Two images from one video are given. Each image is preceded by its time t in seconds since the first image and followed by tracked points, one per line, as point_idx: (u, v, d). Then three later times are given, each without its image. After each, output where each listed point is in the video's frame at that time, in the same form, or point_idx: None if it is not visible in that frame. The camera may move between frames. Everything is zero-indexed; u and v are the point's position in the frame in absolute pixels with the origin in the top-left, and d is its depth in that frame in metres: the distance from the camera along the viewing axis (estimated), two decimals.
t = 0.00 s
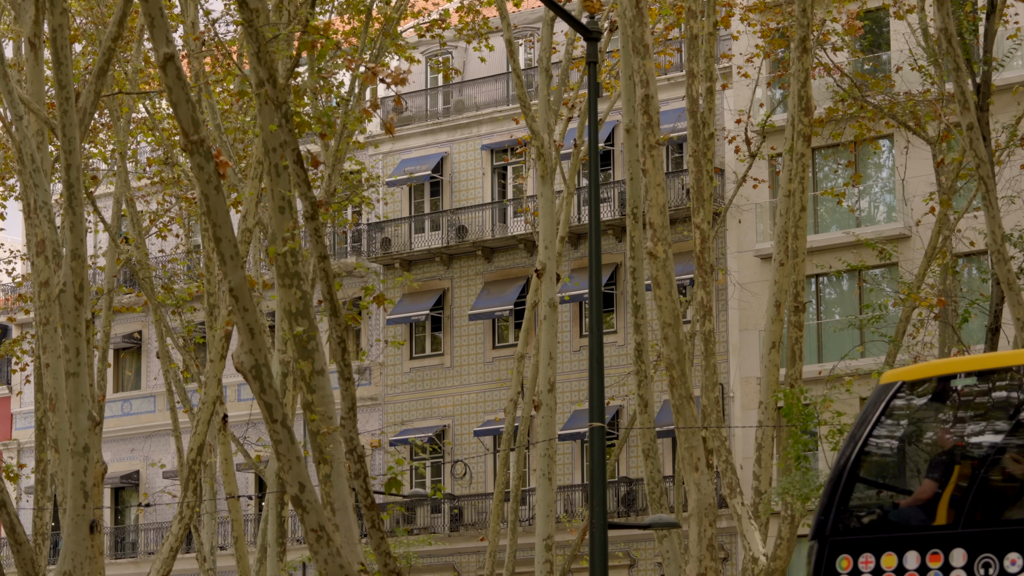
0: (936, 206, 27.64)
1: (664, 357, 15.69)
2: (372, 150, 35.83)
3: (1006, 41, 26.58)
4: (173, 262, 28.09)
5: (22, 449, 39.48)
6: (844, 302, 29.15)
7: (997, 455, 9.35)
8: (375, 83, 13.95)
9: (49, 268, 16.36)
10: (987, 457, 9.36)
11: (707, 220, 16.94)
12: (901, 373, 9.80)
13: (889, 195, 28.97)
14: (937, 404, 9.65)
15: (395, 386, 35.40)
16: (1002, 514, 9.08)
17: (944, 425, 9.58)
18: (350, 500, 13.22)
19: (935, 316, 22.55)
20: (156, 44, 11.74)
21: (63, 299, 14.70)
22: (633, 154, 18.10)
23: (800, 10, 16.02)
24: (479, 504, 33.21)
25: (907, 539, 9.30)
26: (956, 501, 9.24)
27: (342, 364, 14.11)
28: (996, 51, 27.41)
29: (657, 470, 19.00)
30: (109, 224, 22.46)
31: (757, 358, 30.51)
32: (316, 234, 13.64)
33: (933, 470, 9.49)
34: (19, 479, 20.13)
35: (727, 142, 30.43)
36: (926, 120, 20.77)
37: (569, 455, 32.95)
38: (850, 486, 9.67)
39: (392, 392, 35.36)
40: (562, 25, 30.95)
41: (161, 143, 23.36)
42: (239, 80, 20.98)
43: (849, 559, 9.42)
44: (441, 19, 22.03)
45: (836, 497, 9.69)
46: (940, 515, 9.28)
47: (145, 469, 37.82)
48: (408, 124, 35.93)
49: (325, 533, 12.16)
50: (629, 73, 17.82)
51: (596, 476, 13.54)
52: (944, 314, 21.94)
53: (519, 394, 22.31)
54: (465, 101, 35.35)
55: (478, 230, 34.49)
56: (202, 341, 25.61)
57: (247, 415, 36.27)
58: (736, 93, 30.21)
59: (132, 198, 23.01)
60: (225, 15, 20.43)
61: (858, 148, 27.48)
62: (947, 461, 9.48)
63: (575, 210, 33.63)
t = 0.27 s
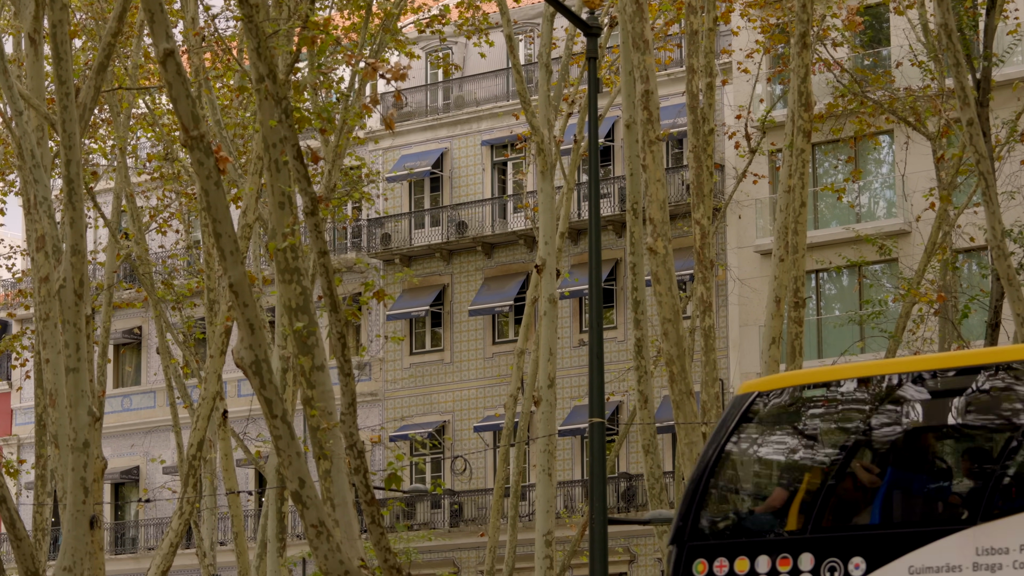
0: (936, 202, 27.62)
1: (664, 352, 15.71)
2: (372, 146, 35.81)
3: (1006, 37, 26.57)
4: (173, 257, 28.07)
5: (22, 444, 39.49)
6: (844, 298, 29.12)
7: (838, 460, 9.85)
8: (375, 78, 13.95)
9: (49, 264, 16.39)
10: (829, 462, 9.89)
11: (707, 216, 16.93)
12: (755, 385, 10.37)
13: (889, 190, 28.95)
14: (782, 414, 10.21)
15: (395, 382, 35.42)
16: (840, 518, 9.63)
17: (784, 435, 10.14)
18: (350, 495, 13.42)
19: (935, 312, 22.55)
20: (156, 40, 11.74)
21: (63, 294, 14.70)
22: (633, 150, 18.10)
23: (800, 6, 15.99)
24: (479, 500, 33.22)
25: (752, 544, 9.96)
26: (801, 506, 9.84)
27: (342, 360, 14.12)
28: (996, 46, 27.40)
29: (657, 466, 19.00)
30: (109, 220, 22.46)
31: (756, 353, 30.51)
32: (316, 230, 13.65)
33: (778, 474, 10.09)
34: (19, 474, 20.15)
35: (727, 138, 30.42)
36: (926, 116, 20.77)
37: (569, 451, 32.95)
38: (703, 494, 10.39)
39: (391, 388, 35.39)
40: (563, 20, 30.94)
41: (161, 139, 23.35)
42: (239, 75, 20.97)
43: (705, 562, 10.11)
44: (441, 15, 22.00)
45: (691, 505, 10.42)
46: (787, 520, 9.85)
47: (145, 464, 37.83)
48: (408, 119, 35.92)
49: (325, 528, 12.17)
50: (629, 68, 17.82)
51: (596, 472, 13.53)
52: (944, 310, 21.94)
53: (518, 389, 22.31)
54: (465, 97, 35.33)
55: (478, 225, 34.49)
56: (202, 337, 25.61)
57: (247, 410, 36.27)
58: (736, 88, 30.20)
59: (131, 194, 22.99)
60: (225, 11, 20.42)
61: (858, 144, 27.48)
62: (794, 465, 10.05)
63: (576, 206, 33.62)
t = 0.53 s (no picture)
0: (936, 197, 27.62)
1: (664, 348, 15.73)
2: (372, 141, 35.79)
3: (1006, 32, 26.55)
4: (173, 253, 28.08)
5: (22, 440, 39.51)
6: (844, 293, 29.15)
7: (698, 463, 9.63)
8: (375, 74, 13.94)
9: (49, 260, 16.42)
10: (691, 465, 9.66)
11: (707, 211, 16.93)
12: (627, 392, 10.28)
13: (890, 186, 28.95)
14: (652, 420, 10.03)
15: (395, 377, 35.48)
16: (696, 522, 9.39)
17: (650, 440, 9.97)
18: (351, 491, 13.39)
19: (935, 308, 22.55)
20: (156, 35, 11.70)
21: (63, 290, 14.70)
22: (633, 145, 18.09)
23: (800, 1, 15.96)
24: (479, 495, 33.24)
25: (613, 548, 9.71)
26: (659, 509, 9.62)
27: (342, 355, 14.12)
28: (996, 42, 27.39)
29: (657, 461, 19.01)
30: (109, 215, 22.47)
31: (757, 349, 30.51)
32: (316, 226, 13.67)
33: (642, 476, 9.87)
34: (19, 470, 20.17)
35: (727, 133, 30.42)
36: (926, 111, 20.75)
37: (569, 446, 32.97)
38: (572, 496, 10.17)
39: (392, 383, 35.43)
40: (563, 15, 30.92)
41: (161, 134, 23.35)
42: (239, 71, 20.97)
43: (573, 562, 9.84)
44: (441, 10, 21.98)
45: (558, 505, 10.21)
46: (649, 522, 9.61)
47: (145, 460, 37.83)
48: (408, 115, 35.90)
49: (325, 524, 12.17)
50: (629, 64, 17.82)
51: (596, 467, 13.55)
52: (944, 305, 21.94)
53: (518, 385, 22.32)
54: (465, 92, 35.31)
55: (478, 221, 34.48)
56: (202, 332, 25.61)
57: (247, 406, 36.27)
58: (736, 84, 30.20)
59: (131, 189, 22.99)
60: (225, 6, 20.41)
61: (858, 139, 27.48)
62: (658, 468, 9.83)
63: (575, 201, 33.62)
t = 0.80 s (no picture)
0: (936, 193, 27.61)
1: (664, 343, 15.77)
2: (372, 137, 35.78)
3: (1007, 27, 26.54)
4: (173, 248, 28.07)
5: (22, 435, 39.53)
6: (844, 288, 29.15)
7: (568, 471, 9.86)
8: (375, 69, 13.95)
9: (49, 255, 16.46)
10: (562, 470, 9.92)
11: (707, 207, 16.93)
12: (505, 398, 10.45)
13: (890, 181, 28.94)
14: (522, 430, 10.28)
15: (395, 372, 35.50)
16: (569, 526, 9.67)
17: (524, 450, 10.22)
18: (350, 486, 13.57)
19: (935, 303, 22.58)
20: (156, 30, 11.71)
21: (63, 285, 14.71)
22: (633, 140, 18.08)
23: None
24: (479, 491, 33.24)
25: (491, 551, 10.04)
26: (534, 516, 9.91)
27: (342, 350, 14.15)
28: (996, 37, 27.38)
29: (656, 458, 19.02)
30: (109, 211, 22.47)
31: (756, 344, 30.49)
32: (316, 221, 13.71)
33: (521, 483, 10.14)
34: (19, 465, 20.20)
35: (727, 129, 30.42)
36: (926, 106, 20.75)
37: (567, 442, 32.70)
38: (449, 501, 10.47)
39: (392, 378, 35.46)
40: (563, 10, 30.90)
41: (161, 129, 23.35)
42: (239, 66, 20.96)
43: (450, 565, 10.21)
44: (441, 6, 21.95)
45: (438, 511, 10.50)
46: (524, 526, 9.92)
47: (145, 455, 37.85)
48: (408, 110, 35.89)
49: (325, 519, 12.20)
50: (629, 59, 17.83)
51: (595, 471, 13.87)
52: (944, 301, 21.95)
53: (518, 380, 22.34)
54: (465, 88, 35.30)
55: (478, 216, 34.48)
56: (202, 328, 25.62)
57: (247, 401, 36.27)
58: (736, 79, 30.20)
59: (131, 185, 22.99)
60: (225, 1, 20.39)
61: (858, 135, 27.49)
62: (534, 476, 10.08)
63: (575, 197, 33.61)
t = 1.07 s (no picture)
0: (936, 188, 27.61)
1: (664, 338, 15.78)
2: (372, 132, 35.79)
3: (1006, 23, 26.54)
4: (174, 244, 28.07)
5: (22, 431, 39.54)
6: (844, 284, 29.15)
7: (452, 475, 10.34)
8: (375, 64, 13.97)
9: (49, 250, 16.52)
10: (448, 473, 10.40)
11: (707, 202, 16.93)
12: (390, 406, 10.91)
13: (890, 176, 28.94)
14: (408, 436, 10.73)
15: (395, 368, 35.53)
16: (456, 529, 10.08)
17: (406, 455, 10.69)
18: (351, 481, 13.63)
19: (935, 298, 22.59)
20: (156, 25, 11.73)
21: (63, 280, 14.71)
22: (633, 135, 18.09)
23: None
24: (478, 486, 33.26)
25: (378, 553, 10.49)
26: (423, 518, 10.36)
27: (342, 345, 14.18)
28: (996, 33, 27.37)
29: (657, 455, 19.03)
30: (109, 206, 22.47)
31: (756, 339, 30.51)
32: (316, 217, 13.76)
33: (412, 486, 10.58)
34: (19, 460, 20.24)
35: (727, 124, 30.42)
36: (926, 102, 20.75)
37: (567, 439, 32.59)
38: (340, 502, 10.93)
39: (392, 373, 35.48)
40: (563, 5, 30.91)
41: (161, 125, 23.35)
42: (239, 62, 20.96)
43: (335, 568, 10.68)
44: (441, 1, 21.94)
45: (336, 513, 10.93)
46: (409, 529, 10.39)
47: (145, 450, 37.88)
48: (408, 105, 35.89)
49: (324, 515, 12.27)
50: (629, 55, 17.84)
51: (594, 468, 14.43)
52: (944, 296, 21.96)
53: (518, 375, 22.36)
54: (465, 83, 35.29)
55: (478, 211, 34.48)
56: (202, 323, 25.64)
57: (248, 396, 36.29)
58: (736, 75, 30.21)
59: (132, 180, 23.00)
60: None
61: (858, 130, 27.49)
62: (425, 480, 10.53)
63: (575, 192, 33.61)
